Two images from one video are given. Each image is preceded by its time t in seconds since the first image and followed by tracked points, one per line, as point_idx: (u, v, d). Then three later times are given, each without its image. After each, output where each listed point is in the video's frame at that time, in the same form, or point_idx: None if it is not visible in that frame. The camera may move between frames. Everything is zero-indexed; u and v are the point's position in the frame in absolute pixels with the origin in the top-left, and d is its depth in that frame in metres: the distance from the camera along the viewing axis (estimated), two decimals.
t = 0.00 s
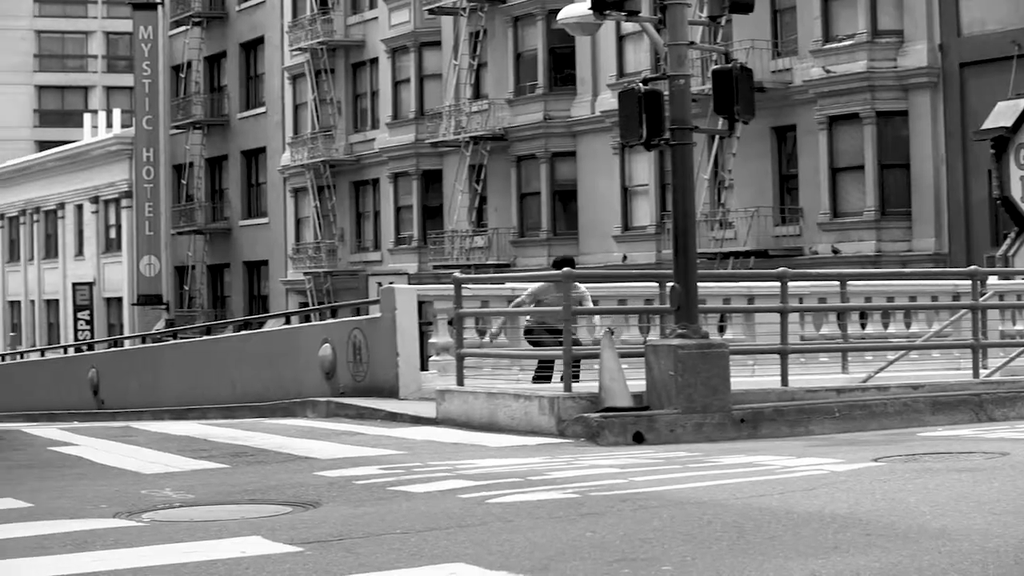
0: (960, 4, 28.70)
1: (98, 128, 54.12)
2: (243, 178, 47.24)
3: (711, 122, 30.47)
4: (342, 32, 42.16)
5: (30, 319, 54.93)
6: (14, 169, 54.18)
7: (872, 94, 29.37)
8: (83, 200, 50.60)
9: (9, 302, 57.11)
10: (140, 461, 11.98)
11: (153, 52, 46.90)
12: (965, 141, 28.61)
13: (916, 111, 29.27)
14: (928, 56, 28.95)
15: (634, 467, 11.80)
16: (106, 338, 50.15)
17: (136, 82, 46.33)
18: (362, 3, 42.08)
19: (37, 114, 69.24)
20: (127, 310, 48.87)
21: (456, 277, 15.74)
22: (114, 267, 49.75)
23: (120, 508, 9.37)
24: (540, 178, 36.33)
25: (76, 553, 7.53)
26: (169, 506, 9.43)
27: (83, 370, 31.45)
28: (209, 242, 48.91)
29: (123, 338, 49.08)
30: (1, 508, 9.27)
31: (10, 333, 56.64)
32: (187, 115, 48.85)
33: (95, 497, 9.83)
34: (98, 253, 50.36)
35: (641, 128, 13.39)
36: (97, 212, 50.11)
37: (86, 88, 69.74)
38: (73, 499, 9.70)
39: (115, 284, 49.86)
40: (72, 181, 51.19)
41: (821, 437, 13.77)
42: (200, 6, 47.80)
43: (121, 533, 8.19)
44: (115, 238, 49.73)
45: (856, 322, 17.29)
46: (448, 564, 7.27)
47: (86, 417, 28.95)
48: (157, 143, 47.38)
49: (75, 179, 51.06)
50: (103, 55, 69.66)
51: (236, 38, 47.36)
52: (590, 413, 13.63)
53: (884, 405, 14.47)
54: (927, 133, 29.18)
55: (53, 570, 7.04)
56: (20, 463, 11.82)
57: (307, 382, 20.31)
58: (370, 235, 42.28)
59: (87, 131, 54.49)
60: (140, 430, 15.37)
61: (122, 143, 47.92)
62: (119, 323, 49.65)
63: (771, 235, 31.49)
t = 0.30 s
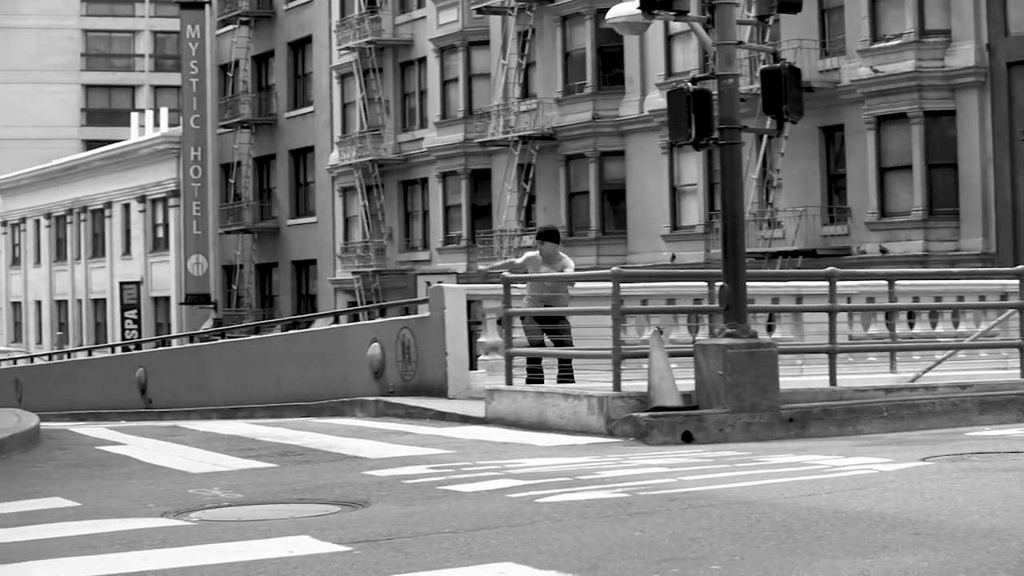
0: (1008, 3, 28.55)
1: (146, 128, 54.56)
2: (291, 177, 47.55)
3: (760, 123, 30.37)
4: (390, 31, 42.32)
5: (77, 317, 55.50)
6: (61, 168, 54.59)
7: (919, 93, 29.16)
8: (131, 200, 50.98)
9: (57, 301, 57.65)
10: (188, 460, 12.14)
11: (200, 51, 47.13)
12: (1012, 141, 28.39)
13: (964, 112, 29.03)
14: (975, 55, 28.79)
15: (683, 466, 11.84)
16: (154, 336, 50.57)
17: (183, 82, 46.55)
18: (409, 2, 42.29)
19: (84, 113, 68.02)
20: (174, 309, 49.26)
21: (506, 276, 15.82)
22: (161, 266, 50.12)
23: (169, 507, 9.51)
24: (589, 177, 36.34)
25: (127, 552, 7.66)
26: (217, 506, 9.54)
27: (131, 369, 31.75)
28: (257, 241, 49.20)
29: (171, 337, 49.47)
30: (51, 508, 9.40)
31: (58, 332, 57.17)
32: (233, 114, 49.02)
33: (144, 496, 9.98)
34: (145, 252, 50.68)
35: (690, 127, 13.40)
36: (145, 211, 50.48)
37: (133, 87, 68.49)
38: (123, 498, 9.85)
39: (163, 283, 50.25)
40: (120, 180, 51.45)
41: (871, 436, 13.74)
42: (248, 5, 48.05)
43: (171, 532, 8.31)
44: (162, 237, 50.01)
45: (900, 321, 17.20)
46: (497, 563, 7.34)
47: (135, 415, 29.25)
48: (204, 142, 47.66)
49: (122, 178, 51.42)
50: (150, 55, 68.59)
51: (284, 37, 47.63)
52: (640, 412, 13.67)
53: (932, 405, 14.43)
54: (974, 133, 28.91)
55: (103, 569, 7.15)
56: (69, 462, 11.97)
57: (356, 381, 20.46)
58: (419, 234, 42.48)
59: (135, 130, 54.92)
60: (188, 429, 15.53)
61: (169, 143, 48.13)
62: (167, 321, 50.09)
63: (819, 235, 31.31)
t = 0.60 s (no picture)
0: None
1: (197, 127, 55.09)
2: (343, 176, 47.81)
3: (811, 122, 30.24)
4: (441, 30, 42.53)
5: (128, 316, 56.06)
6: (111, 167, 54.82)
7: (970, 93, 28.99)
8: (182, 198, 51.40)
9: (108, 300, 58.22)
10: (240, 459, 12.31)
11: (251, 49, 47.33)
12: None
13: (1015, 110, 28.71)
14: None
15: (735, 465, 11.87)
16: (206, 335, 51.01)
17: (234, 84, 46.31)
18: (461, 1, 42.46)
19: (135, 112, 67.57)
20: (226, 307, 49.65)
21: (558, 275, 15.89)
22: (211, 265, 50.49)
23: (220, 507, 9.66)
24: (641, 176, 36.32)
25: (180, 551, 7.80)
26: (269, 505, 9.68)
27: (182, 368, 32.10)
28: (308, 240, 49.48)
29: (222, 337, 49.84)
30: (105, 507, 9.57)
31: (108, 331, 57.71)
32: (285, 113, 49.33)
33: (197, 496, 10.15)
34: (196, 251, 51.09)
35: (742, 127, 13.40)
36: (196, 210, 50.79)
37: (184, 86, 67.53)
38: (175, 497, 10.03)
39: (213, 282, 50.62)
40: (171, 179, 51.82)
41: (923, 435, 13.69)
42: (299, 4, 48.20)
43: (223, 532, 8.45)
44: (213, 236, 50.38)
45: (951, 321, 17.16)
46: (550, 563, 7.41)
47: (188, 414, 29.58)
48: (255, 140, 47.90)
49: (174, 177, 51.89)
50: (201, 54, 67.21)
51: (335, 36, 47.90)
52: (692, 411, 13.71)
53: (984, 404, 14.38)
54: None
55: (159, 568, 7.28)
56: (123, 461, 12.15)
57: (409, 380, 20.59)
58: (471, 233, 42.63)
59: (185, 129, 55.29)
60: (240, 429, 15.71)
61: (220, 141, 48.27)
62: (218, 320, 50.53)
63: (871, 234, 31.09)
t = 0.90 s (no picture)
0: None
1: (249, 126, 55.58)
2: (395, 175, 48.05)
3: (863, 121, 30.13)
4: (494, 28, 42.63)
5: (180, 315, 56.61)
6: (165, 166, 55.54)
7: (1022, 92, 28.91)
8: (234, 197, 51.86)
9: (160, 299, 58.82)
10: (294, 458, 12.49)
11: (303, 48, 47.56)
12: None
13: None
14: None
15: (788, 464, 11.90)
16: (259, 334, 51.49)
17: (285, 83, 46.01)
18: None
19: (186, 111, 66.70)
20: (279, 306, 50.04)
21: (612, 274, 15.94)
22: (264, 264, 50.88)
23: (273, 506, 9.82)
24: (694, 175, 36.29)
25: (235, 550, 7.96)
26: (322, 504, 9.82)
27: (235, 366, 32.43)
28: (361, 239, 49.75)
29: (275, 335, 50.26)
30: (160, 505, 9.75)
31: (161, 330, 58.31)
32: (338, 112, 49.79)
33: (250, 495, 10.32)
34: (249, 250, 51.54)
35: (795, 126, 13.41)
36: (248, 209, 51.23)
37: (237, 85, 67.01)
38: (229, 496, 10.20)
39: (266, 280, 51.01)
40: (223, 177, 52.31)
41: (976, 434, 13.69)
42: (352, 4, 48.41)
43: (276, 531, 8.60)
44: (266, 235, 50.79)
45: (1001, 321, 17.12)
46: (603, 562, 7.50)
47: (241, 413, 29.88)
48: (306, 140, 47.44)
49: (226, 176, 52.35)
50: (253, 53, 66.90)
51: (388, 35, 48.13)
52: (745, 410, 13.75)
53: None
54: None
55: (212, 567, 7.41)
56: (176, 459, 12.32)
57: (462, 379, 20.72)
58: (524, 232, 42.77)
59: (237, 128, 55.75)
60: (293, 427, 15.89)
61: (272, 140, 48.86)
62: (271, 319, 50.96)
63: (923, 233, 30.85)
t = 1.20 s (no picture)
0: None
1: (306, 125, 56.00)
2: (451, 175, 48.26)
3: (918, 120, 30.00)
4: (550, 27, 42.75)
5: (236, 314, 57.14)
6: (220, 164, 56.11)
7: None
8: (290, 196, 52.26)
9: (216, 297, 59.38)
10: (350, 457, 12.65)
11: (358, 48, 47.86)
12: None
13: None
14: None
15: (845, 462, 11.90)
16: (315, 333, 51.89)
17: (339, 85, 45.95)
18: None
19: (242, 110, 67.29)
20: (335, 305, 50.39)
21: (668, 274, 15.98)
22: (320, 263, 51.24)
23: (329, 505, 9.98)
24: (750, 175, 36.24)
25: (292, 548, 8.12)
26: (379, 503, 9.99)
27: (291, 366, 32.74)
28: (417, 238, 49.99)
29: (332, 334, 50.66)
30: (217, 504, 9.95)
31: (217, 329, 58.94)
32: (394, 110, 49.82)
33: (306, 494, 10.49)
34: (305, 249, 51.90)
35: (851, 125, 13.42)
36: (304, 208, 51.67)
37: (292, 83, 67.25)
38: (285, 496, 10.38)
39: (322, 280, 51.39)
40: (279, 176, 52.81)
41: None
42: (407, 3, 48.70)
43: (332, 530, 8.76)
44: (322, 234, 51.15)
45: None
46: (661, 561, 7.58)
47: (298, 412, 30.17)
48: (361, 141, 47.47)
49: (282, 174, 52.80)
50: (308, 50, 67.06)
51: (444, 34, 48.33)
52: (802, 409, 13.77)
53: None
54: None
55: (268, 566, 7.58)
56: (231, 458, 12.53)
57: (519, 379, 20.83)
58: (581, 231, 42.85)
59: (292, 128, 56.20)
60: (351, 426, 16.11)
61: (328, 139, 49.25)
62: (327, 318, 51.35)
63: (977, 233, 30.52)
